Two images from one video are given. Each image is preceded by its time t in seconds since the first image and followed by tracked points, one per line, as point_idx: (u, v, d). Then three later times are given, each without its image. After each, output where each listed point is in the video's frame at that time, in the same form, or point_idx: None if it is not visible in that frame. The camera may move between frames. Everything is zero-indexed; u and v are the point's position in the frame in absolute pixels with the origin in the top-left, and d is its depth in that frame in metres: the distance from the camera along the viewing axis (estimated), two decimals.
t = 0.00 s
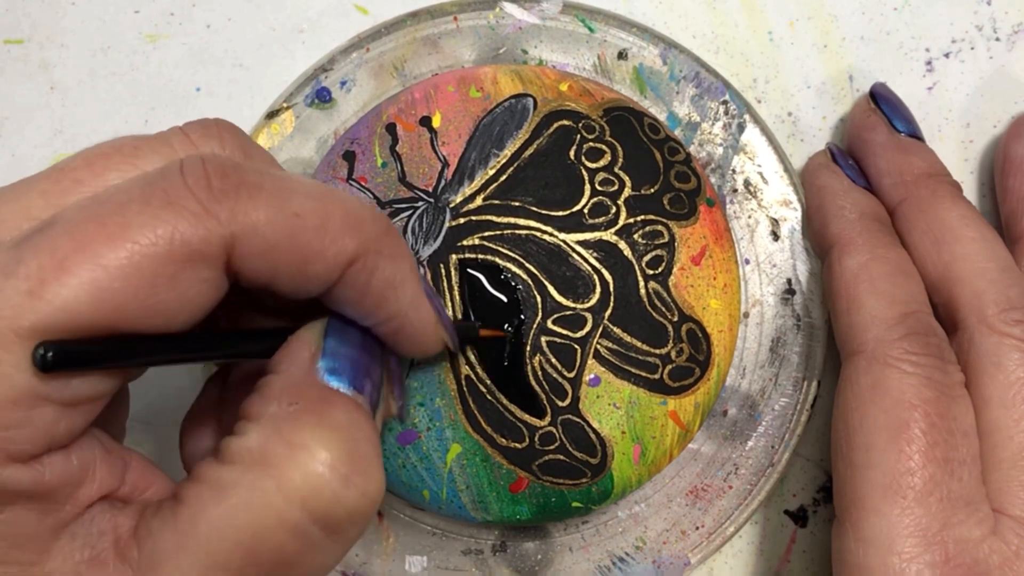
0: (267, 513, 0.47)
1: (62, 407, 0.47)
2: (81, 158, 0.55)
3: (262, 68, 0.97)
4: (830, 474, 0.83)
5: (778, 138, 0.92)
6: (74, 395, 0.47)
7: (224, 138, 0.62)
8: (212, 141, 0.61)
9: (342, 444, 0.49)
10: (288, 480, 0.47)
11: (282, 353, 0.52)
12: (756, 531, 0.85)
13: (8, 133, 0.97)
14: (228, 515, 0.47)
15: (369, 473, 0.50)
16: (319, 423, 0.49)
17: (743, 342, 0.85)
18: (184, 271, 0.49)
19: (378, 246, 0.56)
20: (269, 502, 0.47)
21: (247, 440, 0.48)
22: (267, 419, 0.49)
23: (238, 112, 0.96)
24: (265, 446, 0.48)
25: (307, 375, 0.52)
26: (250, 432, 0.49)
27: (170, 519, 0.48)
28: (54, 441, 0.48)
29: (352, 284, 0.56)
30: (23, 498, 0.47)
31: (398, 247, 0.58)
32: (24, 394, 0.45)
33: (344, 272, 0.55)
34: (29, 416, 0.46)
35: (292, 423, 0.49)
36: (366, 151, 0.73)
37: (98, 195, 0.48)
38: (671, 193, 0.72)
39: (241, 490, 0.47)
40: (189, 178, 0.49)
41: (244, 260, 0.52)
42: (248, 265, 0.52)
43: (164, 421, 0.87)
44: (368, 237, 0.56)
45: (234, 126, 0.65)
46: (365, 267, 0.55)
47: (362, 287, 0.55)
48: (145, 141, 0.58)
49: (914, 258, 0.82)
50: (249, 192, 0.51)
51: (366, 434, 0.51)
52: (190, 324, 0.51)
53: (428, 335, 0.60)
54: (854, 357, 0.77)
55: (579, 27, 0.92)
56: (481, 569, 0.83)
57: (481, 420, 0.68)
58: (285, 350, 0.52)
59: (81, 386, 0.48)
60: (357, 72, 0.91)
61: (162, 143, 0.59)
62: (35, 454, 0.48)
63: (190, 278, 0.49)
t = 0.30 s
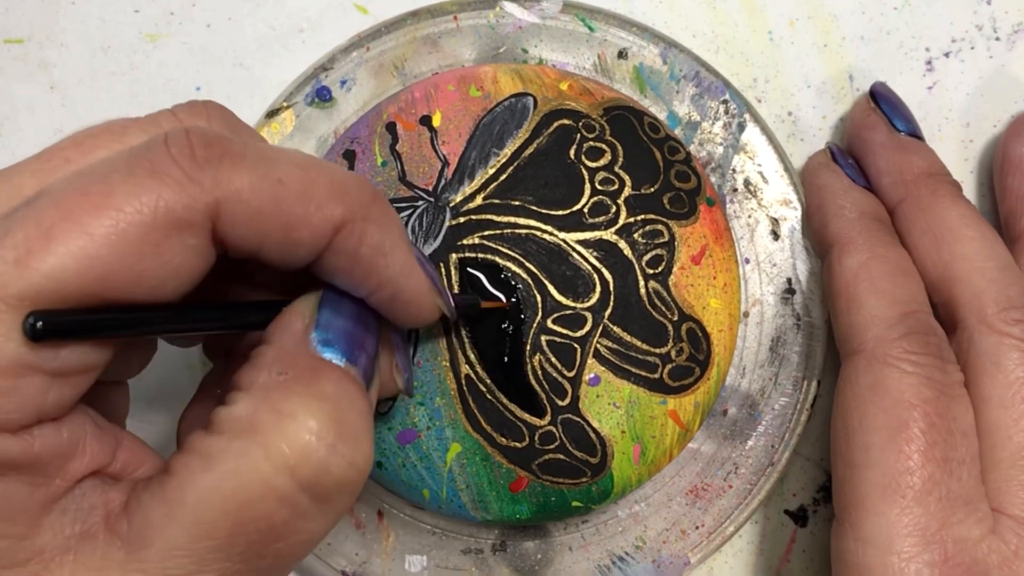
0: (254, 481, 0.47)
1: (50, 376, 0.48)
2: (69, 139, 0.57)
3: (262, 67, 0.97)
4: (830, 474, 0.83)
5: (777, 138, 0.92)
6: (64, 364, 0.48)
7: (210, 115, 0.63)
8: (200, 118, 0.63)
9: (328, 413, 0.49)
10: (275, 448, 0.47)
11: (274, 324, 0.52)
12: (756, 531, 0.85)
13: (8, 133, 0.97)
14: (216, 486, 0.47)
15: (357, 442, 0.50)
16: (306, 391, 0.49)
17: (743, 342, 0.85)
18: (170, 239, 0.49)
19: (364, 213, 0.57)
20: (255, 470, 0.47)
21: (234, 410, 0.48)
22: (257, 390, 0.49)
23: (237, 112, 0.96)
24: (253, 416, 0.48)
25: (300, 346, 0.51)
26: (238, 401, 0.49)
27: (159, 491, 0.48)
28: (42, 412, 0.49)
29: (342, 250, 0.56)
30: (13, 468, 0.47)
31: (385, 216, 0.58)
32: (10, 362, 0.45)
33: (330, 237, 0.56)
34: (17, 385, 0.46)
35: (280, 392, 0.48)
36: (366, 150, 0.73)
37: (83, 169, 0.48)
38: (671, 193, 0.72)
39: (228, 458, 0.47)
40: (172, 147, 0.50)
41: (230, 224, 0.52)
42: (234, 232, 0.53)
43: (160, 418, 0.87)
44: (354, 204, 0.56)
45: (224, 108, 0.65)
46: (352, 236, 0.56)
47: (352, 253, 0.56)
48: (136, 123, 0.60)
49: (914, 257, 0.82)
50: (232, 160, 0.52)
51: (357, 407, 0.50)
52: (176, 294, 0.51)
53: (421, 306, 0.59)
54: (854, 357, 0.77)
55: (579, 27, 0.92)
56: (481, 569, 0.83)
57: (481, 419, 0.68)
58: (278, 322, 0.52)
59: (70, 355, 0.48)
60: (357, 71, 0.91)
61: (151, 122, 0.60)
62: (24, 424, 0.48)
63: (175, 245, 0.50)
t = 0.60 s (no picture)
0: (251, 510, 0.47)
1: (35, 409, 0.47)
2: (59, 157, 0.57)
3: (262, 67, 0.97)
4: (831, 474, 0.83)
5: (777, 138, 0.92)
6: (48, 399, 0.47)
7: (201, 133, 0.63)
8: (189, 136, 0.62)
9: (326, 441, 0.49)
10: (272, 476, 0.48)
11: (265, 351, 0.53)
12: (756, 532, 0.85)
13: (8, 134, 0.97)
14: (210, 514, 0.47)
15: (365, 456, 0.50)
16: (304, 418, 0.50)
17: (744, 341, 0.85)
18: (157, 274, 0.49)
19: (359, 248, 0.56)
20: (252, 498, 0.48)
21: (228, 437, 0.49)
22: (251, 417, 0.50)
23: (238, 112, 0.96)
24: (250, 443, 0.48)
25: (291, 372, 0.52)
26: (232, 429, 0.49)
27: (153, 520, 0.48)
28: (28, 442, 0.48)
29: (333, 288, 0.56)
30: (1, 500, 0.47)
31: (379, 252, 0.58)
32: None
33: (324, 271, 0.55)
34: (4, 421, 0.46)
35: (275, 419, 0.49)
36: (366, 150, 0.74)
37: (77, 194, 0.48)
38: (671, 193, 0.72)
39: (222, 488, 0.48)
40: (165, 177, 0.49)
41: (222, 260, 0.52)
42: (225, 266, 0.53)
43: (163, 419, 0.87)
44: (348, 240, 0.56)
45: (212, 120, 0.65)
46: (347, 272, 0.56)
47: (342, 289, 0.56)
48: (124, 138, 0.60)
49: (914, 257, 0.82)
50: (227, 192, 0.52)
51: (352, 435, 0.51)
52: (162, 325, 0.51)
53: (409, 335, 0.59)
54: (854, 357, 0.77)
55: (579, 27, 0.92)
56: (481, 569, 0.83)
57: (481, 420, 0.68)
58: (269, 349, 0.53)
59: (56, 391, 0.48)
60: (357, 72, 0.91)
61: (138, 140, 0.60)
62: (8, 456, 0.48)
63: (163, 281, 0.50)
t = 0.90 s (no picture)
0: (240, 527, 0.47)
1: (62, 431, 0.48)
2: (106, 183, 0.57)
3: (262, 67, 0.97)
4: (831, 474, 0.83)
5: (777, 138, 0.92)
6: (75, 421, 0.48)
7: (250, 175, 0.63)
8: (238, 177, 0.62)
9: (346, 487, 0.50)
10: (290, 520, 0.48)
11: (286, 396, 0.53)
12: (756, 531, 0.85)
13: (8, 135, 0.97)
14: (226, 553, 0.47)
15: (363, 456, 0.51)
16: (325, 463, 0.50)
17: (743, 341, 0.85)
18: (197, 311, 0.50)
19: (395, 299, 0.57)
20: (270, 540, 0.47)
21: (246, 475, 0.49)
22: (271, 457, 0.50)
23: (238, 112, 0.96)
24: (269, 484, 0.49)
25: (312, 418, 0.53)
26: (253, 468, 0.49)
27: (166, 553, 0.48)
28: (52, 464, 0.49)
29: (363, 335, 0.57)
30: (18, 518, 0.48)
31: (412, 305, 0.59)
32: (23, 418, 0.45)
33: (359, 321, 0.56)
34: (30, 440, 0.46)
35: (297, 462, 0.49)
36: (366, 150, 0.73)
37: (123, 223, 0.49)
38: (671, 193, 0.72)
39: (241, 526, 0.48)
40: (213, 217, 0.51)
41: (261, 303, 0.53)
42: (263, 309, 0.54)
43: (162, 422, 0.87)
44: (385, 290, 0.57)
45: (260, 161, 0.65)
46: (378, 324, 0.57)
47: (372, 338, 0.57)
48: (171, 168, 0.60)
49: (914, 258, 0.82)
50: (270, 238, 0.53)
51: (370, 478, 0.52)
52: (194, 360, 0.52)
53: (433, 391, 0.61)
54: (855, 357, 0.77)
55: (579, 27, 0.92)
56: (481, 569, 0.83)
57: (481, 420, 0.68)
58: (290, 393, 0.54)
59: (83, 413, 0.48)
60: (357, 72, 0.91)
61: (186, 173, 0.60)
62: (31, 476, 0.48)
63: (202, 317, 0.51)
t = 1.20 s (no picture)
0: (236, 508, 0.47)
1: (51, 407, 0.48)
2: (93, 164, 0.57)
3: (262, 68, 0.97)
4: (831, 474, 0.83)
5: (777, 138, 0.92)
6: (63, 396, 0.48)
7: (235, 154, 0.64)
8: (223, 156, 0.63)
9: (335, 460, 0.50)
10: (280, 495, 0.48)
11: (280, 369, 0.54)
12: (756, 531, 0.85)
13: (8, 135, 0.97)
14: (218, 526, 0.48)
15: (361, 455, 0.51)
16: (314, 436, 0.50)
17: (744, 341, 0.85)
18: (181, 282, 0.50)
19: (380, 269, 0.57)
20: (259, 513, 0.48)
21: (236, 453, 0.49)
22: (262, 433, 0.50)
23: (238, 112, 0.96)
24: (259, 458, 0.49)
25: (303, 393, 0.53)
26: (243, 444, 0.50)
27: (159, 528, 0.49)
28: (41, 442, 0.49)
29: (353, 305, 0.57)
30: (11, 496, 0.48)
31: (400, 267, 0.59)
32: (12, 393, 0.46)
33: (347, 291, 0.56)
34: (19, 415, 0.47)
35: (286, 436, 0.50)
36: (366, 150, 0.73)
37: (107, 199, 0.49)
38: (671, 193, 0.72)
39: (231, 499, 0.48)
40: (195, 189, 0.51)
41: (248, 274, 0.53)
42: (250, 280, 0.54)
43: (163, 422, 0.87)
44: (372, 259, 0.57)
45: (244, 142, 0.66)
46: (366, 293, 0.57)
47: (362, 309, 0.56)
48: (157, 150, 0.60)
49: (915, 258, 0.82)
50: (253, 208, 0.53)
51: (359, 452, 0.52)
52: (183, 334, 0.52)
53: (426, 362, 0.60)
54: (855, 357, 0.77)
55: (579, 26, 0.92)
56: (482, 569, 0.83)
57: (481, 420, 0.68)
58: (284, 367, 0.54)
59: (71, 388, 0.49)
60: (357, 72, 0.91)
61: (173, 154, 0.61)
62: (20, 453, 0.48)
63: (186, 289, 0.50)
